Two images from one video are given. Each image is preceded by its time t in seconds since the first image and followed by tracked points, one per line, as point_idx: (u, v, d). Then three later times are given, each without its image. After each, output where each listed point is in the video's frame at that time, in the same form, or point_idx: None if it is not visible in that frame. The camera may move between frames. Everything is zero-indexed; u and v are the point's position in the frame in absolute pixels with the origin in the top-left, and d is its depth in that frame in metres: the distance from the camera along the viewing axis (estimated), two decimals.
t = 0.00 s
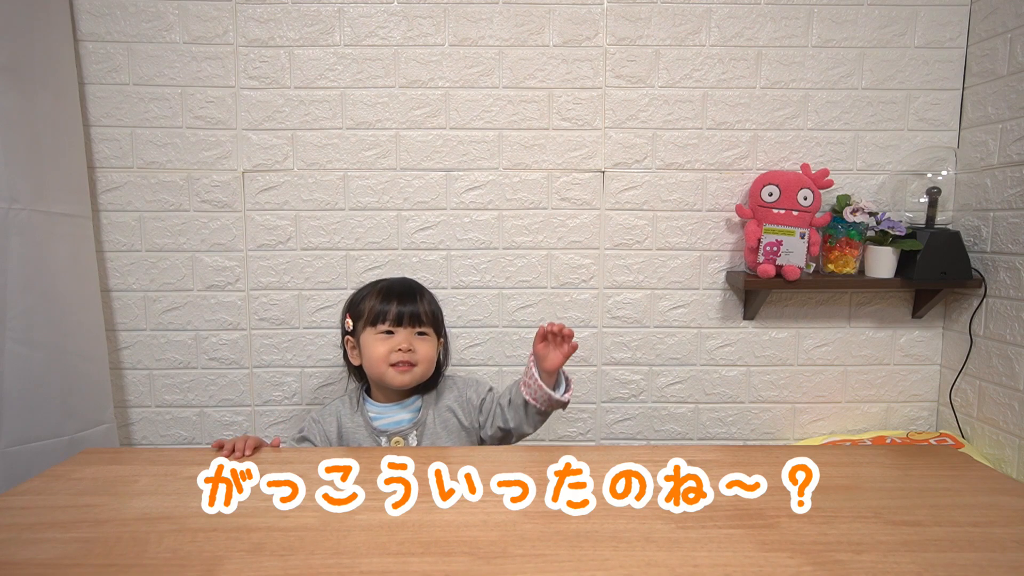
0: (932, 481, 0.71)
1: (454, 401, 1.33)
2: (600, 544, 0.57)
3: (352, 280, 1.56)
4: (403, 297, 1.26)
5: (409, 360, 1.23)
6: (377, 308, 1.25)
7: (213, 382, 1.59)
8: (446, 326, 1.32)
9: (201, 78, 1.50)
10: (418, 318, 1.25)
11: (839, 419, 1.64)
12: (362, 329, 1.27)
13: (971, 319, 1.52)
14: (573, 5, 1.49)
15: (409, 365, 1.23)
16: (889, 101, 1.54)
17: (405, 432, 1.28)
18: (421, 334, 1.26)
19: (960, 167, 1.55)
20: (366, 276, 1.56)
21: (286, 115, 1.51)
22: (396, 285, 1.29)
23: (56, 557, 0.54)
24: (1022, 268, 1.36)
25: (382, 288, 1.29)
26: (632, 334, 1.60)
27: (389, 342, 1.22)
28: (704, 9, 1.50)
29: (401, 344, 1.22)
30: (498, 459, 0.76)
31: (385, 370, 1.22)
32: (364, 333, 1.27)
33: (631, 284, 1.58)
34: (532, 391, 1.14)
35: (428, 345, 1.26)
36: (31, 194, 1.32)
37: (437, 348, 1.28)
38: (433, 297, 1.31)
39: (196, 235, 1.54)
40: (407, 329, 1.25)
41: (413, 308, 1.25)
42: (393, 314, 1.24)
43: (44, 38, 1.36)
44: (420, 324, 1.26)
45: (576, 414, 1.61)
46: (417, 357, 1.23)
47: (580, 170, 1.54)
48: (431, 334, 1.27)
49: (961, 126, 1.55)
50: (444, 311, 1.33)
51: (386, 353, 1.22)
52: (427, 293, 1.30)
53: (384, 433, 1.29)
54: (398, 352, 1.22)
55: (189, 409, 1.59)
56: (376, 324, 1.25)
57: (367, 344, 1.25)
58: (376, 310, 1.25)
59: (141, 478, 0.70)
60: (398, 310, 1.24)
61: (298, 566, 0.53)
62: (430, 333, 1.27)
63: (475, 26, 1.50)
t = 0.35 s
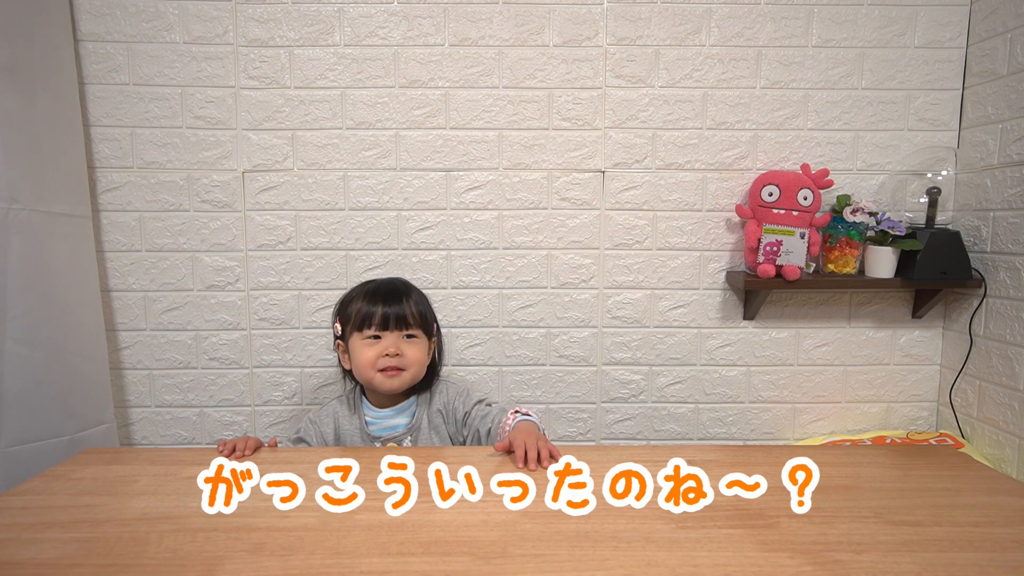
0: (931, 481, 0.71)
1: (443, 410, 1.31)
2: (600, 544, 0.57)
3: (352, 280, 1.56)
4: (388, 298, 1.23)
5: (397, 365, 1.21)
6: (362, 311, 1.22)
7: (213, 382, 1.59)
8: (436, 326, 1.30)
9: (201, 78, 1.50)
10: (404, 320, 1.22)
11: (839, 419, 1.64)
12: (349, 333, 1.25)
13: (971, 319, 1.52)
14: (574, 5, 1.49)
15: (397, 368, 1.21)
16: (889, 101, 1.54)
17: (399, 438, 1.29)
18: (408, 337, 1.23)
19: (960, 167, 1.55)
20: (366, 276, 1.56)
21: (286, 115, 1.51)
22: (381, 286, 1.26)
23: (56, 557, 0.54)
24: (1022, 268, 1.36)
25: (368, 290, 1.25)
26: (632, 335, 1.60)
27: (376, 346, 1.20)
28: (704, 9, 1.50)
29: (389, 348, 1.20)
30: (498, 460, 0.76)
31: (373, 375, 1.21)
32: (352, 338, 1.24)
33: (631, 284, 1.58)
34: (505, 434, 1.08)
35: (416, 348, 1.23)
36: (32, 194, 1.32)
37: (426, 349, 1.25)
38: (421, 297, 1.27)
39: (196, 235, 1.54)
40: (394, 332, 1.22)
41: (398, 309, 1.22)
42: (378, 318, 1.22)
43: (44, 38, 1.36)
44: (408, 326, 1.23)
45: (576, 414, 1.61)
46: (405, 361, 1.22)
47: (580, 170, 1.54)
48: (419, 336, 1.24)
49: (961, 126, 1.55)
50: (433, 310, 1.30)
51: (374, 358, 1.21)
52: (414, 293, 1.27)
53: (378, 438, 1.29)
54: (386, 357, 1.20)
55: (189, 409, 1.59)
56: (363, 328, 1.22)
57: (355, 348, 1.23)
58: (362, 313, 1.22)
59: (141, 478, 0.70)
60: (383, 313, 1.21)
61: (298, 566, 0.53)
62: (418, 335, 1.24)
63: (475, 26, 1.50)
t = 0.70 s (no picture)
0: (931, 481, 0.71)
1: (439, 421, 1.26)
2: (600, 544, 0.57)
3: (352, 280, 1.56)
4: (368, 303, 1.17)
5: (383, 373, 1.15)
6: (342, 319, 1.16)
7: (213, 382, 1.59)
8: (422, 328, 1.23)
9: (201, 78, 1.50)
10: (385, 325, 1.16)
11: (839, 419, 1.64)
12: (332, 342, 1.19)
13: (971, 319, 1.52)
14: (573, 5, 1.49)
15: (383, 378, 1.15)
16: (889, 101, 1.54)
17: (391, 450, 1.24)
18: (392, 343, 1.17)
19: (960, 167, 1.55)
20: (366, 276, 1.56)
21: (287, 115, 1.51)
22: (360, 290, 1.20)
23: (55, 557, 0.54)
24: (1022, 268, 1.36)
25: (349, 296, 1.20)
26: (632, 334, 1.60)
27: (359, 355, 1.14)
28: (703, 9, 1.50)
29: (372, 356, 1.14)
30: (497, 460, 0.76)
31: (359, 386, 1.15)
32: (336, 348, 1.18)
33: (631, 284, 1.58)
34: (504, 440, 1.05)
35: (401, 354, 1.17)
36: (32, 194, 1.32)
37: (412, 354, 1.19)
38: (403, 299, 1.21)
39: (196, 235, 1.54)
40: (377, 339, 1.16)
41: (378, 314, 1.16)
42: (358, 324, 1.15)
43: (43, 38, 1.36)
44: (391, 332, 1.17)
45: (576, 414, 1.61)
46: (391, 369, 1.15)
47: (580, 170, 1.54)
48: (403, 341, 1.18)
49: (961, 126, 1.55)
50: (418, 312, 1.23)
51: (358, 368, 1.14)
52: (396, 295, 1.21)
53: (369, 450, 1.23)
54: (370, 366, 1.14)
55: (189, 409, 1.59)
56: (345, 337, 1.16)
57: (339, 359, 1.17)
58: (343, 321, 1.16)
59: (141, 478, 0.70)
60: (363, 319, 1.15)
61: (298, 566, 0.53)
62: (403, 340, 1.18)
63: (475, 26, 1.50)
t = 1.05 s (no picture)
0: (931, 481, 0.71)
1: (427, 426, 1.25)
2: (600, 544, 0.57)
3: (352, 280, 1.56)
4: (346, 304, 1.15)
5: (363, 377, 1.14)
6: (320, 320, 1.15)
7: (213, 382, 1.59)
8: (403, 329, 1.22)
9: (201, 78, 1.50)
10: (364, 327, 1.14)
11: (839, 419, 1.64)
12: (310, 344, 1.18)
13: (971, 319, 1.52)
14: (573, 5, 1.49)
15: (363, 382, 1.14)
16: (889, 101, 1.54)
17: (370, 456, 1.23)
18: (372, 345, 1.16)
19: (960, 167, 1.55)
20: (366, 276, 1.56)
21: (286, 115, 1.51)
22: (338, 291, 1.18)
23: (55, 557, 0.54)
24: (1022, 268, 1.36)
25: (327, 297, 1.18)
26: (632, 335, 1.60)
27: (338, 359, 1.13)
28: (704, 9, 1.50)
29: (351, 360, 1.13)
30: (496, 462, 0.76)
31: (339, 390, 1.14)
32: (314, 350, 1.17)
33: (631, 284, 1.58)
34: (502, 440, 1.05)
35: (381, 356, 1.16)
36: (31, 194, 1.32)
37: (393, 356, 1.18)
38: (383, 299, 1.19)
39: (196, 235, 1.54)
40: (356, 342, 1.15)
41: (356, 316, 1.14)
42: (336, 327, 1.14)
43: (43, 38, 1.35)
44: (370, 334, 1.15)
45: (576, 414, 1.61)
46: (371, 372, 1.14)
47: (580, 170, 1.54)
48: (383, 343, 1.17)
49: (961, 126, 1.55)
50: (398, 312, 1.21)
51: (337, 372, 1.13)
52: (375, 296, 1.19)
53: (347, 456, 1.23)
54: (350, 370, 1.13)
55: (189, 409, 1.59)
56: (324, 341, 1.15)
57: (318, 363, 1.16)
58: (322, 324, 1.15)
59: (141, 478, 0.70)
60: (341, 320, 1.14)
61: (298, 566, 0.53)
62: (383, 342, 1.17)
63: (475, 26, 1.50)
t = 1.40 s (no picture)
0: (932, 481, 0.71)
1: (425, 424, 1.25)
2: (601, 544, 0.57)
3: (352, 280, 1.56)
4: (337, 307, 1.14)
5: (356, 382, 1.13)
6: (310, 324, 1.15)
7: (213, 382, 1.59)
8: (395, 330, 1.21)
9: (201, 78, 1.50)
10: (355, 331, 1.14)
11: (839, 419, 1.64)
12: (303, 348, 1.18)
13: (971, 319, 1.52)
14: (573, 5, 1.49)
15: (356, 386, 1.14)
16: (889, 101, 1.54)
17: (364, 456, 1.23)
18: (364, 349, 1.15)
19: (961, 167, 1.55)
20: (366, 276, 1.56)
21: (286, 115, 1.51)
22: (329, 294, 1.18)
23: (55, 556, 0.54)
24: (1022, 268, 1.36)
25: (318, 300, 1.17)
26: (632, 335, 1.60)
27: (330, 365, 1.13)
28: (704, 9, 1.50)
29: (343, 364, 1.12)
30: (496, 463, 0.76)
31: (332, 395, 1.14)
32: (307, 354, 1.17)
33: (631, 284, 1.58)
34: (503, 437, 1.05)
35: (374, 360, 1.15)
36: (31, 194, 1.32)
37: (386, 359, 1.17)
38: (375, 301, 1.19)
39: (196, 235, 1.54)
40: (348, 347, 1.14)
41: (347, 320, 1.14)
42: (326, 331, 1.13)
43: (43, 38, 1.36)
44: (362, 338, 1.15)
45: (576, 414, 1.61)
46: (364, 377, 1.13)
47: (580, 170, 1.54)
48: (375, 346, 1.16)
49: (961, 126, 1.55)
50: (391, 314, 1.21)
51: (330, 378, 1.13)
52: (366, 298, 1.18)
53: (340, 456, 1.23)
54: (342, 375, 1.12)
55: (189, 409, 1.59)
56: (316, 346, 1.14)
57: (311, 367, 1.15)
58: (313, 329, 1.14)
59: (141, 478, 0.70)
60: (331, 324, 1.13)
61: (298, 566, 0.53)
62: (375, 345, 1.16)
63: (475, 26, 1.50)
